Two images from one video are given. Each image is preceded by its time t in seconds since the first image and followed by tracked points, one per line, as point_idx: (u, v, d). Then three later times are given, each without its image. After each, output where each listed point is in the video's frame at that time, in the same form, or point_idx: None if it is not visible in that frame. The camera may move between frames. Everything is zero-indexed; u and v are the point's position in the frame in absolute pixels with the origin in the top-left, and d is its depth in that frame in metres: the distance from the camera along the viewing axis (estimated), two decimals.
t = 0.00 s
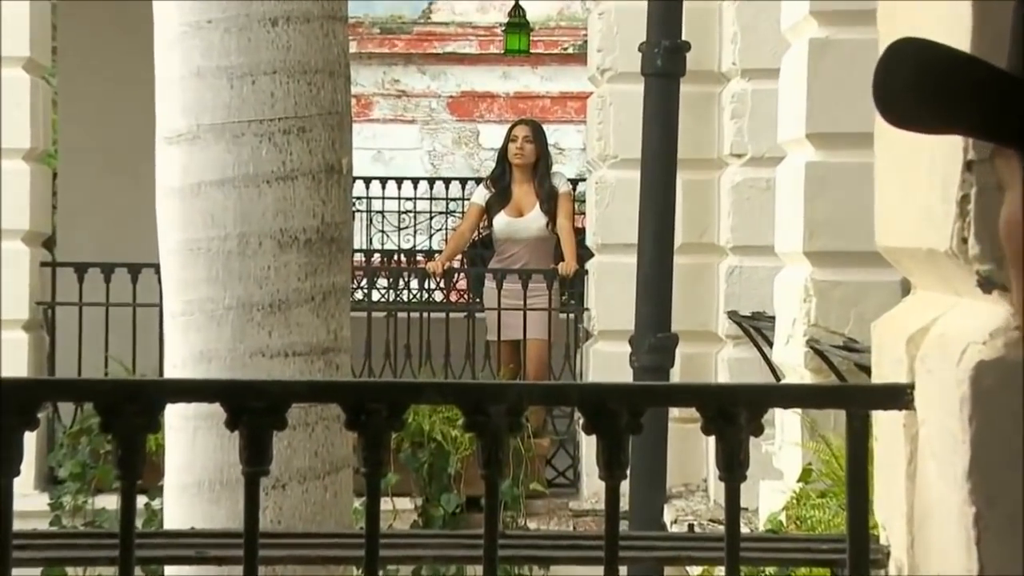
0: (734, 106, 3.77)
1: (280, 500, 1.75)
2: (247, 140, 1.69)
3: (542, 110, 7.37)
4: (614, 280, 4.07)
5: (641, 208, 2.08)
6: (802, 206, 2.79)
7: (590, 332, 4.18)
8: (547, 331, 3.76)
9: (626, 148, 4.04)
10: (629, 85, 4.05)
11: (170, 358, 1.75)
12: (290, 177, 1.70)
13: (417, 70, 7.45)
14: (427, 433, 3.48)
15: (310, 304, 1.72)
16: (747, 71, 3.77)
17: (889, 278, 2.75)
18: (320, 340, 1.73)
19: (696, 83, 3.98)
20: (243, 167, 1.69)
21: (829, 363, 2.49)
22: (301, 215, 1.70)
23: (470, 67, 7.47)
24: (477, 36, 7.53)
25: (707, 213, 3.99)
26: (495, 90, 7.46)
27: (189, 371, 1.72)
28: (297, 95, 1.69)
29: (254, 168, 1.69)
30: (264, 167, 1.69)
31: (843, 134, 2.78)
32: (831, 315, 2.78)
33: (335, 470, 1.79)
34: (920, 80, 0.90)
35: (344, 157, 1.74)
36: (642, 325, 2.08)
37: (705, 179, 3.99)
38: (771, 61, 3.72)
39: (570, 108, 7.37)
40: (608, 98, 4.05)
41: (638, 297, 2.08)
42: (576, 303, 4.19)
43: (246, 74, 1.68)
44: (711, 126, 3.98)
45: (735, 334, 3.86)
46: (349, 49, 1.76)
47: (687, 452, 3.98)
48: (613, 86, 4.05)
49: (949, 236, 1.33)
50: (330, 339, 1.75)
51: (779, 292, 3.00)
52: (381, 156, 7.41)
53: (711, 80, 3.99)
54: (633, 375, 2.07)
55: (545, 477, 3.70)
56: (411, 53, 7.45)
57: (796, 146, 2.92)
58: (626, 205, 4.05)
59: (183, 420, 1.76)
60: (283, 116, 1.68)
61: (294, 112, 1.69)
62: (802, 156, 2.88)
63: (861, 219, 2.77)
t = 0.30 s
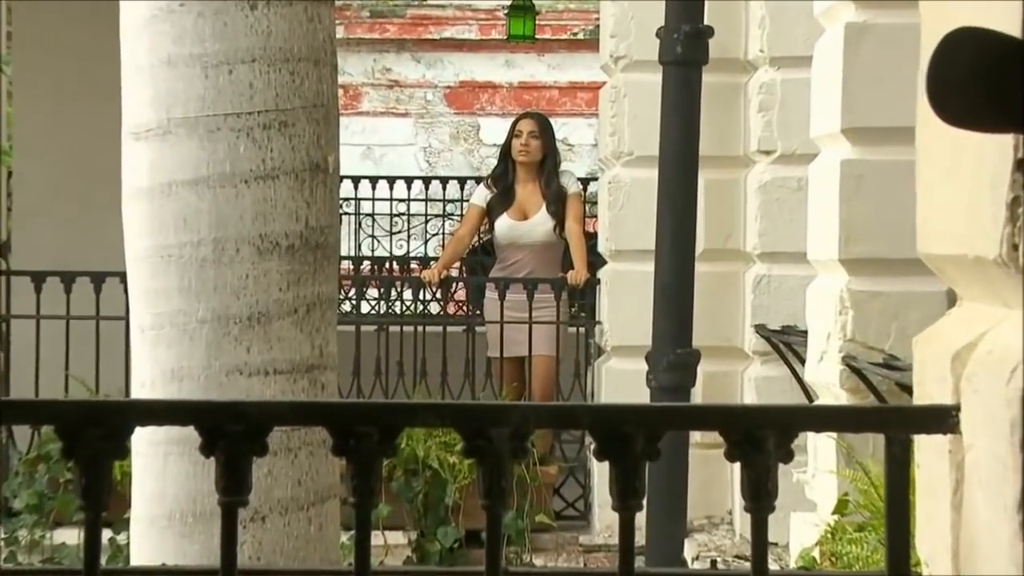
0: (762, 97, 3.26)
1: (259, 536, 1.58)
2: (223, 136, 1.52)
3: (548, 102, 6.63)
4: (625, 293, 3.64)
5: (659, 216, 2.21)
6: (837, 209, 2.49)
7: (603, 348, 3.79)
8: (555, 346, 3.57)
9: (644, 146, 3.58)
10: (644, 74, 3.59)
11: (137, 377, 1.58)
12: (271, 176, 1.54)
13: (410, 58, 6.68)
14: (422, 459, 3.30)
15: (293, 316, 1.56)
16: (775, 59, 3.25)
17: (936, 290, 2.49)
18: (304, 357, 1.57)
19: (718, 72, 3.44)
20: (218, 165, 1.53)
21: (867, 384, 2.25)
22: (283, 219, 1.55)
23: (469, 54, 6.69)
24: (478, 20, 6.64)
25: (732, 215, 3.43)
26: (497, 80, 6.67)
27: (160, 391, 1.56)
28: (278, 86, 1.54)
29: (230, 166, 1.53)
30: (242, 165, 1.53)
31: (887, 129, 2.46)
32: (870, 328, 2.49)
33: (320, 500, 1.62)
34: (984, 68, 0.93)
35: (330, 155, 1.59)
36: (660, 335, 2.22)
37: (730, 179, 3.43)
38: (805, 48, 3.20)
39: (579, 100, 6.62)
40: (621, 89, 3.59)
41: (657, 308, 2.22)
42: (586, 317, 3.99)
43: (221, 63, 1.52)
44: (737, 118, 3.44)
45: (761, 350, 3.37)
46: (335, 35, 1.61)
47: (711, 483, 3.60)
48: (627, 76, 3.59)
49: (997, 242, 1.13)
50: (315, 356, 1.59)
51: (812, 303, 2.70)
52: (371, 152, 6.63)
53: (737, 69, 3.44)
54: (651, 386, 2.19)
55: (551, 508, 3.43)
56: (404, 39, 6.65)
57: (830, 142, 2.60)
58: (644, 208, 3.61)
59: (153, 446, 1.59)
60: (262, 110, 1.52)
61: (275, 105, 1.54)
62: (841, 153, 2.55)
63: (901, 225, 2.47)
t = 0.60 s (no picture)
0: (792, 91, 3.33)
1: None
2: (195, 134, 1.38)
3: (555, 96, 6.29)
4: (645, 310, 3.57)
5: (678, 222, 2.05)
6: (876, 218, 2.50)
7: (617, 366, 3.68)
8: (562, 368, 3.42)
9: (660, 144, 3.50)
10: (662, 66, 3.52)
11: (100, 401, 1.44)
12: (247, 179, 1.39)
13: (401, 47, 6.35)
14: (416, 493, 3.21)
15: (272, 334, 1.41)
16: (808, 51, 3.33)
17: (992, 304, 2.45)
18: (284, 379, 1.42)
19: (743, 63, 3.48)
20: (190, 166, 1.38)
21: (909, 407, 2.35)
22: (261, 227, 1.40)
23: (468, 43, 6.37)
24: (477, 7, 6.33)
25: (760, 223, 3.47)
26: (497, 71, 6.34)
27: (125, 416, 1.41)
28: (256, 79, 1.39)
29: (203, 168, 1.38)
30: (216, 167, 1.38)
31: (930, 128, 2.48)
32: (914, 348, 2.49)
33: (303, 538, 1.46)
34: None
35: (314, 155, 1.44)
36: (681, 354, 2.05)
37: (759, 181, 3.48)
38: (838, 37, 3.27)
39: (590, 94, 6.30)
40: (636, 84, 3.52)
41: (675, 323, 2.06)
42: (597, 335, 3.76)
43: (193, 53, 1.37)
44: (767, 113, 3.48)
45: (794, 371, 3.40)
46: (320, 23, 1.46)
47: (732, 516, 3.54)
48: (642, 68, 3.52)
49: None
50: (297, 377, 1.44)
51: (846, 317, 2.72)
52: (358, 151, 6.30)
53: (765, 58, 3.47)
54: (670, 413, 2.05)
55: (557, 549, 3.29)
56: (395, 27, 6.29)
57: (869, 142, 2.60)
58: (664, 214, 3.53)
59: (117, 478, 1.44)
60: (238, 106, 1.37)
61: (253, 100, 1.39)
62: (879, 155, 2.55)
63: (947, 233, 2.48)
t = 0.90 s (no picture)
0: (826, 90, 2.94)
1: None
2: (164, 139, 1.24)
3: (563, 96, 5.46)
4: (661, 333, 3.13)
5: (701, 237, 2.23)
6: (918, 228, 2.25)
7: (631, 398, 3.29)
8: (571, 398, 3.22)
9: (680, 151, 3.08)
10: (681, 64, 3.09)
11: (57, 435, 1.29)
12: (221, 188, 1.25)
13: (392, 42, 5.58)
14: (409, 537, 2.95)
15: (249, 361, 1.27)
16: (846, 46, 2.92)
17: None
18: (263, 412, 1.28)
19: (773, 59, 3.02)
20: (157, 174, 1.24)
21: (958, 443, 2.17)
22: (236, 241, 1.26)
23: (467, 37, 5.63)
24: None
25: (790, 237, 3.03)
26: (499, 69, 5.54)
27: (84, 452, 1.27)
28: (231, 77, 1.25)
29: (172, 176, 1.24)
30: (186, 175, 1.24)
31: (978, 129, 2.23)
32: (961, 375, 2.24)
33: None
34: None
35: (296, 162, 1.30)
36: (702, 382, 2.20)
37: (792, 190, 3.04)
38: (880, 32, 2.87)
39: (603, 94, 5.46)
40: (654, 82, 3.09)
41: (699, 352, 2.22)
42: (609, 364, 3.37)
43: (162, 49, 1.24)
44: (799, 115, 3.02)
45: (829, 402, 2.98)
46: (302, 16, 1.32)
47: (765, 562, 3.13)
48: (658, 66, 3.09)
49: None
50: (278, 407, 1.30)
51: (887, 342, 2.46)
52: (345, 158, 5.35)
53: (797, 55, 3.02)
54: (692, 447, 2.20)
55: None
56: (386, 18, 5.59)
57: (911, 148, 2.35)
58: (683, 227, 3.10)
59: (77, 521, 1.30)
60: (211, 107, 1.24)
61: (228, 101, 1.25)
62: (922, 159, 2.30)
63: (993, 239, 2.24)
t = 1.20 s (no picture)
0: (866, 86, 2.53)
1: None
2: (130, 141, 1.12)
3: (573, 93, 5.38)
4: (678, 356, 2.67)
5: (726, 255, 2.12)
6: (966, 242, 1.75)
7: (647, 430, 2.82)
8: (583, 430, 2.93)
9: (704, 154, 2.63)
10: (704, 58, 2.65)
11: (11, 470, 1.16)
12: (194, 196, 1.13)
13: (384, 32, 5.38)
14: None
15: (224, 388, 1.15)
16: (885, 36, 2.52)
17: None
18: (240, 444, 1.16)
19: (807, 52, 2.58)
20: (123, 181, 1.12)
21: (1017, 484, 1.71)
22: (210, 255, 1.14)
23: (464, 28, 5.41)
24: None
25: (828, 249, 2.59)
26: (501, 62, 5.37)
27: (40, 490, 1.14)
28: (204, 72, 1.14)
29: (139, 183, 1.12)
30: (155, 181, 1.12)
31: None
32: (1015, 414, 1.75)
33: None
34: None
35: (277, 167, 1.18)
36: (729, 413, 2.10)
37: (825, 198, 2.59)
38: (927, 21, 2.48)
39: (616, 90, 5.36)
40: (675, 77, 2.65)
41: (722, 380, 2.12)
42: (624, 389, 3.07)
43: (128, 41, 1.12)
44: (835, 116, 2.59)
45: (869, 434, 2.54)
46: (283, 7, 1.21)
47: None
48: (679, 60, 2.65)
49: None
50: (257, 439, 1.18)
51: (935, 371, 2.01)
52: (331, 162, 5.28)
53: (832, 49, 2.58)
54: (717, 482, 2.08)
55: None
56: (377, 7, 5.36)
57: (963, 152, 1.86)
58: (706, 238, 2.65)
59: (34, 565, 1.17)
60: (181, 106, 1.13)
61: (201, 99, 1.14)
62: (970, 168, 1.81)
63: None
